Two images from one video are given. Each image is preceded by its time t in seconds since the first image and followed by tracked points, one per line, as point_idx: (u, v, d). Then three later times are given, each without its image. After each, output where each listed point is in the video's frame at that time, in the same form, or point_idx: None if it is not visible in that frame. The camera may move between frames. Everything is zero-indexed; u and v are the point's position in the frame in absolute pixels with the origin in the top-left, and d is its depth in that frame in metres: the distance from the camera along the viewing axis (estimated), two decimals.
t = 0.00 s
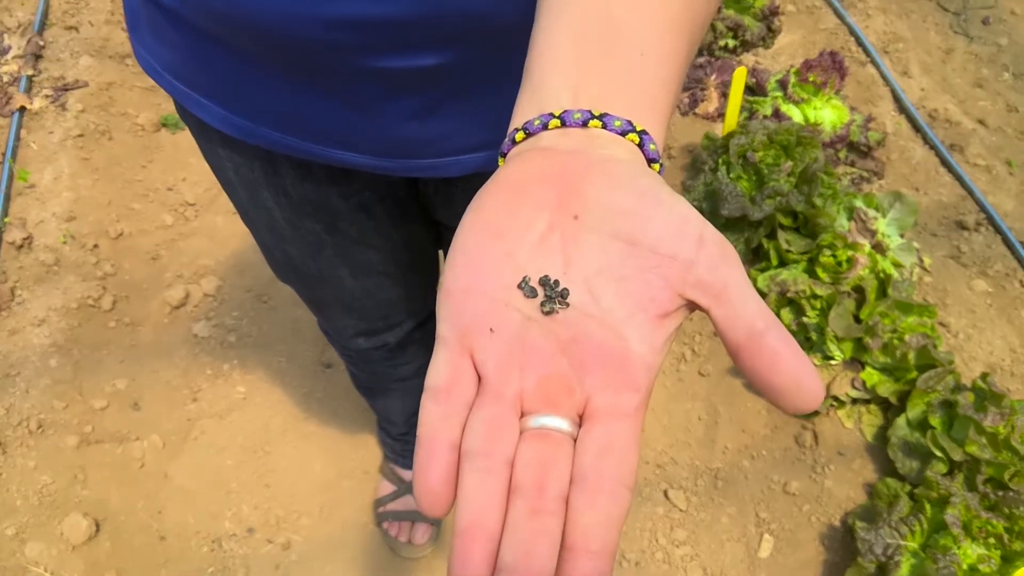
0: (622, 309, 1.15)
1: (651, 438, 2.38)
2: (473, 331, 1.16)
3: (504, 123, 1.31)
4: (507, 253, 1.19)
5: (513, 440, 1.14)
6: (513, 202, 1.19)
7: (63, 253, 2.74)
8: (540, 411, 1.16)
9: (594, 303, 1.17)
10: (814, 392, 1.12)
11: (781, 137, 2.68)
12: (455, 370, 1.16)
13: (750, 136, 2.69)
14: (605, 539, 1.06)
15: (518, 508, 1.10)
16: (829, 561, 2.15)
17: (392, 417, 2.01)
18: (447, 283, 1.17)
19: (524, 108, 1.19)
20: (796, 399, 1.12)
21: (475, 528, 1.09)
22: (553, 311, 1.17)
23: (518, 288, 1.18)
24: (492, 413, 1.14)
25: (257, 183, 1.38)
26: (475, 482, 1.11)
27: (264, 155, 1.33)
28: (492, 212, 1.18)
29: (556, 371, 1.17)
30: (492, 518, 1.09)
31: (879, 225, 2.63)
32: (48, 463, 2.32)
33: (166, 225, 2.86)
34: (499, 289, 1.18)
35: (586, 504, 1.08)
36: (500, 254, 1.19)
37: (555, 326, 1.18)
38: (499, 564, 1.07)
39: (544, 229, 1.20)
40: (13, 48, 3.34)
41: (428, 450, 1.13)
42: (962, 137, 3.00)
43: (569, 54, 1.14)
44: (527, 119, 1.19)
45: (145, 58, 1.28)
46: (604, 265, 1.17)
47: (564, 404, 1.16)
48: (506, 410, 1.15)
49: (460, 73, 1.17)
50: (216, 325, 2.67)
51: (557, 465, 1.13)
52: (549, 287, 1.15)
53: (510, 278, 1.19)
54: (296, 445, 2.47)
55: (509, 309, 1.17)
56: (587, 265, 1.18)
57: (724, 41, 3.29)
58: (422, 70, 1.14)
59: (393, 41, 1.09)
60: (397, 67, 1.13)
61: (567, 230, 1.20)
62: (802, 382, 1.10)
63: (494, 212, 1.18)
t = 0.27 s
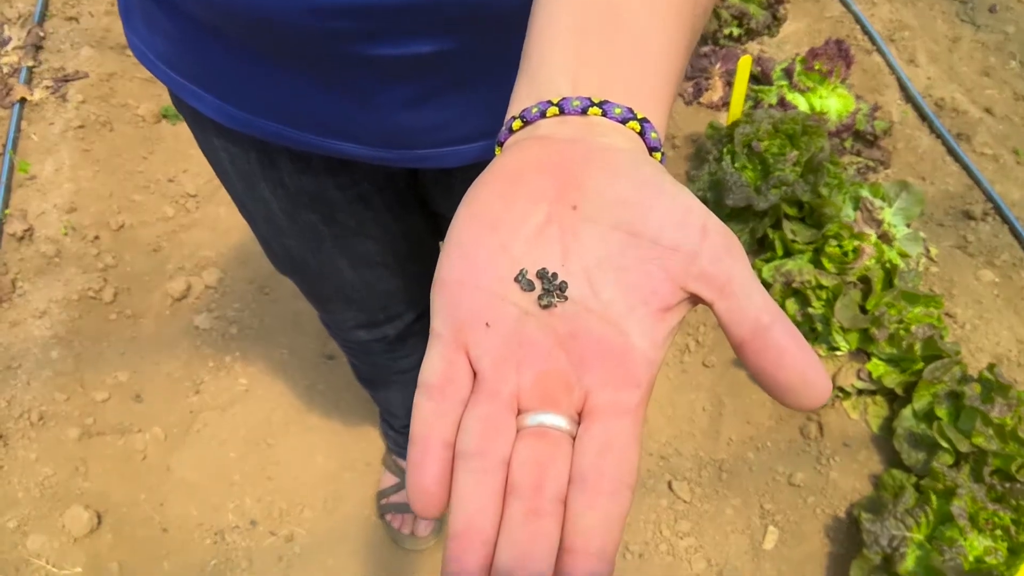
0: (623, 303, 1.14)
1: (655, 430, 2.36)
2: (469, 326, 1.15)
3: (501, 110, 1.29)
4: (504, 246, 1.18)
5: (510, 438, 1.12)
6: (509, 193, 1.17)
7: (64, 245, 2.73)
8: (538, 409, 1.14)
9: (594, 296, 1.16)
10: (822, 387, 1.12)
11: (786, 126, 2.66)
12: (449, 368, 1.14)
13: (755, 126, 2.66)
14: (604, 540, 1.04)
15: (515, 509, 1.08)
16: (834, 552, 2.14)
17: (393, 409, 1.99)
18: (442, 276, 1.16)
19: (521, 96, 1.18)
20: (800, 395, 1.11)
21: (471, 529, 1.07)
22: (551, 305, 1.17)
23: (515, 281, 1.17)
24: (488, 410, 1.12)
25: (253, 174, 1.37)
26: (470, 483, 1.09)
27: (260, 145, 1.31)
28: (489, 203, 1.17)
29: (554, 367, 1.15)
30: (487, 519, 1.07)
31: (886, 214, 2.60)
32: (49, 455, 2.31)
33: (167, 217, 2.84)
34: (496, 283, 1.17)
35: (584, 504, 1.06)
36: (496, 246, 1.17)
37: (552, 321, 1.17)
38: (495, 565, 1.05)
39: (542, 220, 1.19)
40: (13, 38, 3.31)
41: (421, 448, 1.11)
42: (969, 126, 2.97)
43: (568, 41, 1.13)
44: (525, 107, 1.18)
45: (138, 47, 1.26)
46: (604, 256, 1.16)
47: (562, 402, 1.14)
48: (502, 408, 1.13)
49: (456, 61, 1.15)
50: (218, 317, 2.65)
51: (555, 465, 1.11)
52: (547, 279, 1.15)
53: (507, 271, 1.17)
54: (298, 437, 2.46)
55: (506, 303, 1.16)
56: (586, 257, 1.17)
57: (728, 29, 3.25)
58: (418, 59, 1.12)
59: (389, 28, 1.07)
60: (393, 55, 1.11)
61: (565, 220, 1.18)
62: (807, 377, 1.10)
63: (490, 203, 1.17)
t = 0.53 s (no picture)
0: (627, 300, 1.12)
1: (658, 423, 2.35)
2: (468, 324, 1.13)
3: (501, 99, 1.27)
4: (504, 240, 1.16)
5: (511, 440, 1.11)
6: (510, 186, 1.16)
7: (64, 235, 2.71)
8: (539, 410, 1.13)
9: (595, 292, 1.14)
10: (832, 392, 1.09)
11: (792, 117, 2.62)
12: (448, 367, 1.13)
13: (760, 117, 2.63)
14: (608, 545, 1.02)
15: (515, 513, 1.06)
16: (838, 547, 2.13)
17: (395, 402, 1.98)
18: (441, 273, 1.14)
19: (521, 86, 1.17)
20: (811, 397, 1.08)
21: (470, 533, 1.05)
22: (553, 302, 1.15)
23: (516, 275, 1.16)
24: (487, 411, 1.11)
25: (251, 163, 1.35)
26: (469, 486, 1.07)
27: (257, 134, 1.29)
28: (488, 198, 1.16)
29: (555, 367, 1.14)
30: (488, 524, 1.06)
31: (891, 207, 2.59)
32: (50, 447, 2.31)
33: (168, 207, 2.83)
34: (496, 280, 1.16)
35: (588, 508, 1.04)
36: (495, 242, 1.16)
37: (554, 318, 1.16)
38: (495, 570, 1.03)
39: (543, 214, 1.17)
40: (13, 27, 3.28)
41: (419, 449, 1.09)
42: (975, 118, 2.95)
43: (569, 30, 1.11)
44: (525, 98, 1.16)
45: (134, 35, 1.24)
46: (608, 251, 1.15)
47: (564, 403, 1.13)
48: (502, 409, 1.12)
49: (456, 49, 1.13)
50: (219, 309, 2.64)
51: (557, 468, 1.09)
52: (548, 276, 1.13)
53: (507, 267, 1.16)
54: (299, 429, 2.45)
55: (506, 300, 1.15)
56: (587, 251, 1.15)
57: (734, 19, 3.20)
58: (417, 46, 1.10)
59: (387, 13, 1.05)
60: (391, 42, 1.09)
61: (568, 215, 1.16)
62: (818, 379, 1.07)
63: (489, 198, 1.16)
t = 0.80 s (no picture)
0: (633, 308, 1.11)
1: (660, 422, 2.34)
2: (471, 334, 1.11)
3: (503, 95, 1.25)
4: (509, 247, 1.16)
5: (516, 454, 1.07)
6: (514, 192, 1.15)
7: (64, 231, 2.70)
8: (545, 423, 1.10)
9: (601, 300, 1.13)
10: (842, 401, 1.08)
11: (796, 115, 2.61)
12: (450, 379, 1.10)
13: (764, 114, 2.62)
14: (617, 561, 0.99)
15: (521, 530, 1.02)
16: (840, 547, 2.11)
17: (395, 400, 1.97)
18: (444, 280, 1.13)
19: (525, 87, 1.16)
20: (824, 408, 1.07)
21: (472, 551, 1.01)
22: (558, 311, 1.14)
23: (520, 283, 1.15)
24: (492, 424, 1.08)
25: (250, 160, 1.34)
26: (473, 502, 1.04)
27: (256, 131, 1.28)
28: (491, 204, 1.15)
29: (560, 379, 1.12)
30: (493, 542, 1.02)
31: (895, 205, 2.59)
32: (49, 443, 2.30)
33: (168, 203, 2.82)
34: (499, 287, 1.15)
35: (596, 523, 1.01)
36: (498, 246, 1.15)
37: (558, 327, 1.15)
38: None
39: (549, 219, 1.17)
40: (14, 22, 3.27)
41: (420, 464, 1.06)
42: (980, 117, 2.93)
43: (573, 31, 1.10)
44: (528, 98, 1.15)
45: (132, 30, 1.23)
46: (614, 259, 1.14)
47: (569, 416, 1.11)
48: (506, 422, 1.09)
49: (458, 46, 1.12)
50: (220, 305, 2.63)
51: (564, 483, 1.05)
52: (553, 283, 1.12)
53: (511, 274, 1.15)
54: (300, 427, 2.44)
55: (510, 309, 1.14)
56: (593, 258, 1.15)
57: (738, 16, 3.20)
58: (417, 42, 1.09)
59: (387, 9, 1.03)
60: (392, 38, 1.08)
61: (572, 219, 1.16)
62: (830, 390, 1.06)
63: (493, 203, 1.15)
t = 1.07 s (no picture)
0: (639, 305, 1.09)
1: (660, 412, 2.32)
2: (472, 334, 1.10)
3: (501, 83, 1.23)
4: (510, 244, 1.14)
5: (518, 459, 1.05)
6: (516, 187, 1.14)
7: (60, 221, 2.68)
8: (548, 427, 1.08)
9: (605, 298, 1.12)
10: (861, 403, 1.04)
11: (798, 102, 2.58)
12: (450, 382, 1.09)
13: (765, 102, 2.59)
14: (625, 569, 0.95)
15: (524, 538, 0.99)
16: (841, 537, 2.10)
17: (394, 391, 1.96)
18: (445, 278, 1.11)
19: (526, 75, 1.14)
20: (843, 409, 1.04)
21: (474, 560, 0.98)
22: (560, 310, 1.12)
23: (522, 281, 1.13)
24: (493, 428, 1.06)
25: (243, 149, 1.32)
26: (475, 510, 1.01)
27: (249, 118, 1.26)
28: (492, 199, 1.13)
29: (563, 381, 1.10)
30: (495, 550, 0.99)
31: (898, 194, 2.57)
32: (45, 434, 2.28)
33: (165, 192, 2.79)
34: (501, 286, 1.13)
35: (603, 529, 0.98)
36: (499, 244, 1.13)
37: (562, 326, 1.13)
38: None
39: (551, 216, 1.15)
40: (8, 9, 3.23)
41: (419, 470, 1.04)
42: (983, 104, 2.90)
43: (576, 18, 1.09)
44: (529, 86, 1.14)
45: (122, 16, 1.20)
46: (619, 255, 1.12)
47: (573, 420, 1.09)
48: (508, 427, 1.07)
49: (455, 31, 1.10)
50: (217, 295, 2.61)
51: (569, 489, 1.03)
52: (556, 281, 1.10)
53: (512, 273, 1.14)
54: (299, 418, 2.43)
55: (511, 308, 1.12)
56: (597, 256, 1.13)
57: (739, 3, 3.17)
58: (413, 27, 1.07)
59: None
60: (388, 22, 1.06)
61: (576, 214, 1.14)
62: (847, 391, 1.03)
63: (494, 198, 1.13)
